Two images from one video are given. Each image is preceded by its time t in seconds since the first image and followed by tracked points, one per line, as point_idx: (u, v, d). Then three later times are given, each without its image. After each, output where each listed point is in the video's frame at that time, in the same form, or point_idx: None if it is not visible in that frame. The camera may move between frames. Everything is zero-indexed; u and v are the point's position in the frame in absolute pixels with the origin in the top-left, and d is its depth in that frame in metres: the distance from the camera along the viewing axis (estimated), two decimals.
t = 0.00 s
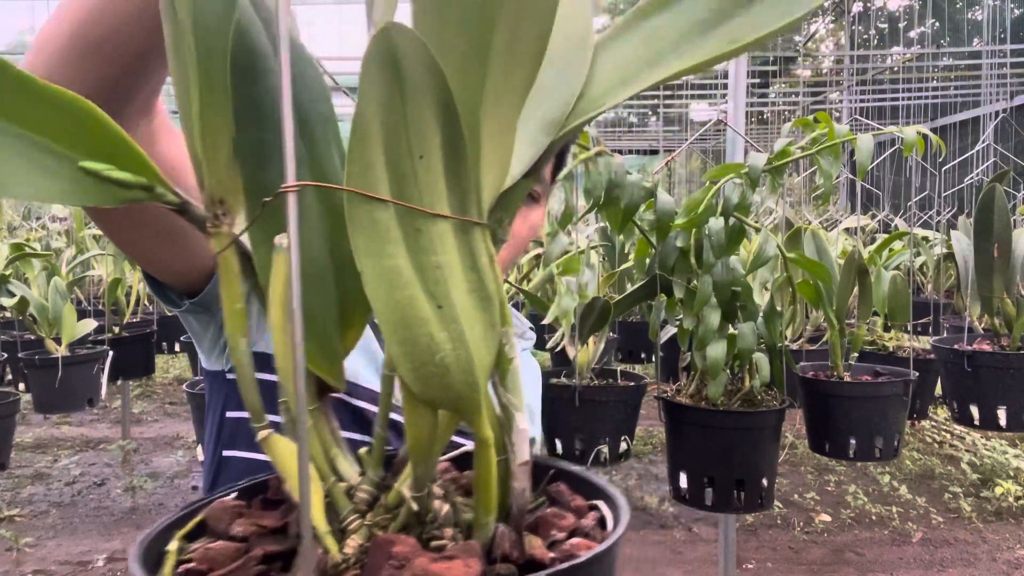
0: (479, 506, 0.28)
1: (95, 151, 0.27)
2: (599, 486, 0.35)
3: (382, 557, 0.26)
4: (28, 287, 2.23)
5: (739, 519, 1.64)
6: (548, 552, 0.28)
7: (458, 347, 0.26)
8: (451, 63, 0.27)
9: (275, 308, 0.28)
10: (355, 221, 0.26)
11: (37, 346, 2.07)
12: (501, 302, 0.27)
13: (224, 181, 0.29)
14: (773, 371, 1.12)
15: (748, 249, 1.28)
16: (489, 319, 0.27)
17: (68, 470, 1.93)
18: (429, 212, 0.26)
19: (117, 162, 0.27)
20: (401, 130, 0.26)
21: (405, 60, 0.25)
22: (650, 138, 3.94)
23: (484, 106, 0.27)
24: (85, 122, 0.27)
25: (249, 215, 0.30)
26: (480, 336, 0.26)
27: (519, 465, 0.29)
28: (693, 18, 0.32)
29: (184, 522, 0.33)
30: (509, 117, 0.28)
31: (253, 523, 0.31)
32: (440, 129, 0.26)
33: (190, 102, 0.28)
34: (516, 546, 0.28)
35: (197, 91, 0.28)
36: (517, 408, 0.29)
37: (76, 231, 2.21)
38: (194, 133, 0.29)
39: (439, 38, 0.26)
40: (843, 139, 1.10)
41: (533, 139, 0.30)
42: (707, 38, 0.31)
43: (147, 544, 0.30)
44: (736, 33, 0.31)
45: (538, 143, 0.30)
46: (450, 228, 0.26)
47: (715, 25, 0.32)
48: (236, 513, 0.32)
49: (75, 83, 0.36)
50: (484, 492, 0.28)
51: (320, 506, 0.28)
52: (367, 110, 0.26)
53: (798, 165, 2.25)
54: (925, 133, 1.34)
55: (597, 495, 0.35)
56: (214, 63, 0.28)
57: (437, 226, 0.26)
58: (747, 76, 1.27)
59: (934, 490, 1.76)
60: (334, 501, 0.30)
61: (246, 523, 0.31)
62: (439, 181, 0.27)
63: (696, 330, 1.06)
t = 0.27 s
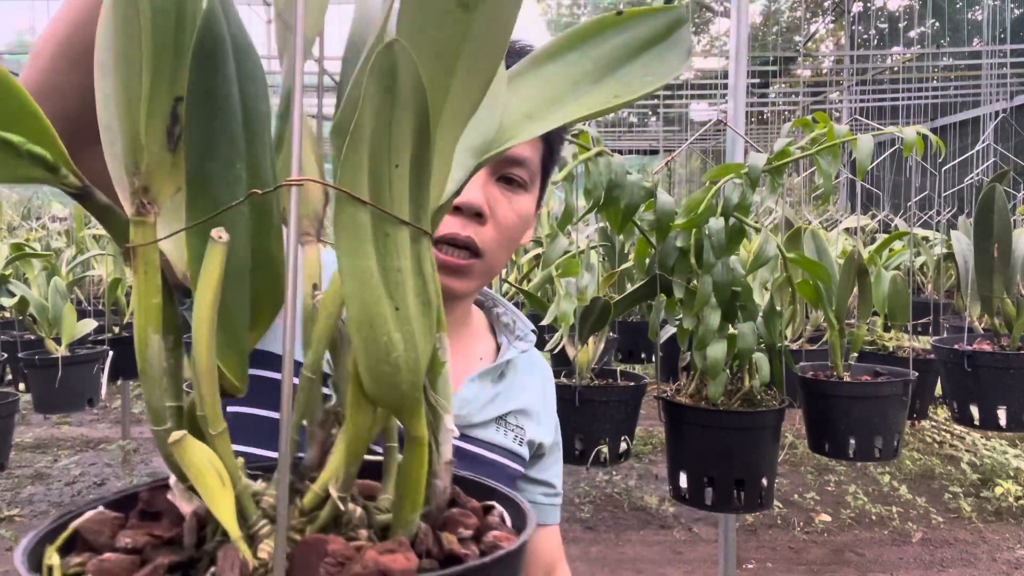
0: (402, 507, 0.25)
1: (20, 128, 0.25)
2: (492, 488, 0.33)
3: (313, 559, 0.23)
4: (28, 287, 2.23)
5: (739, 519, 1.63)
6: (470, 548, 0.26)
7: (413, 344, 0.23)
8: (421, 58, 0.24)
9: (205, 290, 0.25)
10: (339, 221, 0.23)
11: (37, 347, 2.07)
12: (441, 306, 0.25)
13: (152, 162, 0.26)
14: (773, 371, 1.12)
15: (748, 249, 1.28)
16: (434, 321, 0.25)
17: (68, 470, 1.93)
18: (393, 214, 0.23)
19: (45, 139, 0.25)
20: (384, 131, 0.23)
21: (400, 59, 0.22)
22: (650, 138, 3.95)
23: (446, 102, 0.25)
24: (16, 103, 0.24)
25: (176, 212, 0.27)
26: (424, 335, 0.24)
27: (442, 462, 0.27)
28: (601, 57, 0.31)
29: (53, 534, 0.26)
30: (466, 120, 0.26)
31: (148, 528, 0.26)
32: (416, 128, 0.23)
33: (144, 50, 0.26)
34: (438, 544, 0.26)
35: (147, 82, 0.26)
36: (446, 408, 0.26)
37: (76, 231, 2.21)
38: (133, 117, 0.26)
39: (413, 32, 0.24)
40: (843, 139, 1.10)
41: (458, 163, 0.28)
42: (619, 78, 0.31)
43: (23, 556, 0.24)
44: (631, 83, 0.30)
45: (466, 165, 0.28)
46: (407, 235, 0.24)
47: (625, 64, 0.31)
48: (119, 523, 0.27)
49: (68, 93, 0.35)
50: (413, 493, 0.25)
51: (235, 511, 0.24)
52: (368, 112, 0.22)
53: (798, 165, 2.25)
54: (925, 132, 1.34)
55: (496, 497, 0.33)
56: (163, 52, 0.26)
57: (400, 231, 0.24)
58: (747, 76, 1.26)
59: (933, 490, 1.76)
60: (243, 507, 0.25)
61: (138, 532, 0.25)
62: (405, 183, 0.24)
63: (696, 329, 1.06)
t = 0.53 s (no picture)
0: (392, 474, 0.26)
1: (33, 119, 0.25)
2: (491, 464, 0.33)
3: (304, 522, 0.24)
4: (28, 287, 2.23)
5: (739, 520, 1.63)
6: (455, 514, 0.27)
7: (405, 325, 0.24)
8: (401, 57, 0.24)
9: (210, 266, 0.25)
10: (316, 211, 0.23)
11: (37, 347, 2.07)
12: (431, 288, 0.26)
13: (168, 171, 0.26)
14: (773, 371, 1.12)
15: (748, 250, 1.28)
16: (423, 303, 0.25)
17: (68, 470, 1.93)
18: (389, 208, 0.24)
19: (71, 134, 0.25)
20: (362, 122, 0.23)
21: (373, 56, 0.22)
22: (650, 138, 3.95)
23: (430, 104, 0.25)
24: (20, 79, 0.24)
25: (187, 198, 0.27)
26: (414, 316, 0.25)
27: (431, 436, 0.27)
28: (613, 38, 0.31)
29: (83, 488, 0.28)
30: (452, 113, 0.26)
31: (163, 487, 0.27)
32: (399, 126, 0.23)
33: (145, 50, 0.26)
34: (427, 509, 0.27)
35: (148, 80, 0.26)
36: (433, 386, 0.27)
37: (76, 231, 2.21)
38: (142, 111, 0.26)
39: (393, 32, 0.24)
40: (843, 139, 1.10)
41: (455, 148, 0.28)
42: (626, 62, 0.31)
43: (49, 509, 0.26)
44: (638, 66, 0.30)
45: (464, 151, 0.28)
46: (392, 221, 0.24)
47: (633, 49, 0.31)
48: (140, 480, 0.28)
49: (74, 84, 0.35)
50: (402, 461, 0.26)
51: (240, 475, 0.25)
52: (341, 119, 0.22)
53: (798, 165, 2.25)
54: (926, 132, 1.33)
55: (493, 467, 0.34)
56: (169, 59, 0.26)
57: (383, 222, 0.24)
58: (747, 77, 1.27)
59: (934, 490, 1.76)
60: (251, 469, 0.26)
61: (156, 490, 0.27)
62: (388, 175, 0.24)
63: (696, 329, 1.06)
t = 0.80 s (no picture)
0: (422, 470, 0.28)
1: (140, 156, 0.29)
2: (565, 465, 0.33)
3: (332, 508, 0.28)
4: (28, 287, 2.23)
5: (739, 520, 1.63)
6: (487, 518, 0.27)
7: (407, 324, 0.27)
8: (367, 86, 0.26)
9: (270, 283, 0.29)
10: (281, 235, 0.25)
11: (37, 347, 2.07)
12: (444, 292, 0.28)
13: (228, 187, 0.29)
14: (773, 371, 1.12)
15: (748, 250, 1.28)
16: (429, 304, 0.27)
17: (68, 470, 1.93)
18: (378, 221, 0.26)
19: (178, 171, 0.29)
20: (321, 146, 0.25)
21: (308, 84, 0.25)
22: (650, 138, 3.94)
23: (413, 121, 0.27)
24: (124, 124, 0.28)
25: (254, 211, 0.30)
26: (416, 317, 0.27)
27: (461, 441, 0.28)
28: None
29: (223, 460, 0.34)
30: (447, 128, 0.27)
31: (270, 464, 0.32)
32: (367, 148, 0.26)
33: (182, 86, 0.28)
34: (457, 511, 0.27)
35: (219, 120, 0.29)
36: (458, 391, 0.28)
37: (76, 231, 2.21)
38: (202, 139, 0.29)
39: (356, 64, 0.25)
40: (843, 139, 1.10)
41: (493, 138, 0.30)
42: (701, 20, 0.30)
43: (181, 476, 0.32)
44: (724, 16, 0.29)
45: (499, 141, 0.30)
46: (381, 233, 0.26)
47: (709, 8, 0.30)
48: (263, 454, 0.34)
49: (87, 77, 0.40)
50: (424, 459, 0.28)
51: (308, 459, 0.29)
52: (278, 133, 0.25)
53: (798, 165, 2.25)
54: (926, 133, 1.33)
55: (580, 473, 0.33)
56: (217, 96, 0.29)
57: (359, 238, 0.26)
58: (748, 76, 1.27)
59: (934, 490, 1.76)
60: (323, 457, 0.30)
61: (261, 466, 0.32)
62: (366, 190, 0.26)
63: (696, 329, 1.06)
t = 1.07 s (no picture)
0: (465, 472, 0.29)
1: (195, 163, 0.31)
2: (609, 466, 0.34)
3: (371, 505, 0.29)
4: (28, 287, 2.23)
5: (739, 520, 1.63)
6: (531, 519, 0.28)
7: (446, 317, 0.28)
8: (410, 82, 0.27)
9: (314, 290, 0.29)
10: (326, 222, 0.27)
11: (37, 347, 2.07)
12: (485, 289, 0.29)
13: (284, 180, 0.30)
14: (773, 371, 1.12)
15: (747, 250, 1.28)
16: (467, 295, 0.28)
17: (68, 470, 1.93)
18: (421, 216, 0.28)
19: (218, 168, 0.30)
20: (356, 136, 0.27)
21: (353, 75, 0.26)
22: (650, 138, 3.94)
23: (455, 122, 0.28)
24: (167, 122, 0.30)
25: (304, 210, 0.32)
26: (456, 310, 0.28)
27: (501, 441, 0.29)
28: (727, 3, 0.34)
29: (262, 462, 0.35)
30: (490, 124, 0.28)
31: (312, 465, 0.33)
32: (405, 136, 0.28)
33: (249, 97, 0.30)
34: (499, 513, 0.28)
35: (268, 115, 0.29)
36: (500, 390, 0.29)
37: (76, 231, 2.22)
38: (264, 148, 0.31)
39: (399, 60, 0.27)
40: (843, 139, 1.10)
41: (535, 138, 0.32)
42: (733, 24, 0.33)
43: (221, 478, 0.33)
44: (759, 19, 0.32)
45: (539, 142, 0.32)
46: (424, 225, 0.28)
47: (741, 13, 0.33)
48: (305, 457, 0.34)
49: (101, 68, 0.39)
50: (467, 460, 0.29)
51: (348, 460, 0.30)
52: (328, 129, 0.26)
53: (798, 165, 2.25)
54: (926, 133, 1.33)
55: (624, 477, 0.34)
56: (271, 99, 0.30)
57: (407, 226, 0.27)
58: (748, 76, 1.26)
59: (934, 490, 1.76)
60: (365, 458, 0.31)
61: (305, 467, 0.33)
62: (409, 178, 0.28)
63: (696, 329, 1.06)
